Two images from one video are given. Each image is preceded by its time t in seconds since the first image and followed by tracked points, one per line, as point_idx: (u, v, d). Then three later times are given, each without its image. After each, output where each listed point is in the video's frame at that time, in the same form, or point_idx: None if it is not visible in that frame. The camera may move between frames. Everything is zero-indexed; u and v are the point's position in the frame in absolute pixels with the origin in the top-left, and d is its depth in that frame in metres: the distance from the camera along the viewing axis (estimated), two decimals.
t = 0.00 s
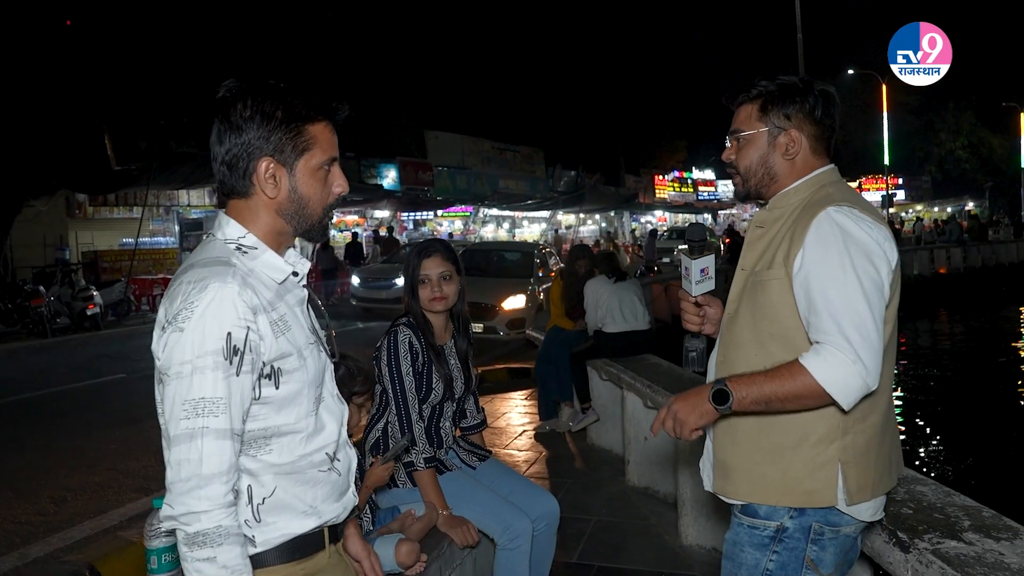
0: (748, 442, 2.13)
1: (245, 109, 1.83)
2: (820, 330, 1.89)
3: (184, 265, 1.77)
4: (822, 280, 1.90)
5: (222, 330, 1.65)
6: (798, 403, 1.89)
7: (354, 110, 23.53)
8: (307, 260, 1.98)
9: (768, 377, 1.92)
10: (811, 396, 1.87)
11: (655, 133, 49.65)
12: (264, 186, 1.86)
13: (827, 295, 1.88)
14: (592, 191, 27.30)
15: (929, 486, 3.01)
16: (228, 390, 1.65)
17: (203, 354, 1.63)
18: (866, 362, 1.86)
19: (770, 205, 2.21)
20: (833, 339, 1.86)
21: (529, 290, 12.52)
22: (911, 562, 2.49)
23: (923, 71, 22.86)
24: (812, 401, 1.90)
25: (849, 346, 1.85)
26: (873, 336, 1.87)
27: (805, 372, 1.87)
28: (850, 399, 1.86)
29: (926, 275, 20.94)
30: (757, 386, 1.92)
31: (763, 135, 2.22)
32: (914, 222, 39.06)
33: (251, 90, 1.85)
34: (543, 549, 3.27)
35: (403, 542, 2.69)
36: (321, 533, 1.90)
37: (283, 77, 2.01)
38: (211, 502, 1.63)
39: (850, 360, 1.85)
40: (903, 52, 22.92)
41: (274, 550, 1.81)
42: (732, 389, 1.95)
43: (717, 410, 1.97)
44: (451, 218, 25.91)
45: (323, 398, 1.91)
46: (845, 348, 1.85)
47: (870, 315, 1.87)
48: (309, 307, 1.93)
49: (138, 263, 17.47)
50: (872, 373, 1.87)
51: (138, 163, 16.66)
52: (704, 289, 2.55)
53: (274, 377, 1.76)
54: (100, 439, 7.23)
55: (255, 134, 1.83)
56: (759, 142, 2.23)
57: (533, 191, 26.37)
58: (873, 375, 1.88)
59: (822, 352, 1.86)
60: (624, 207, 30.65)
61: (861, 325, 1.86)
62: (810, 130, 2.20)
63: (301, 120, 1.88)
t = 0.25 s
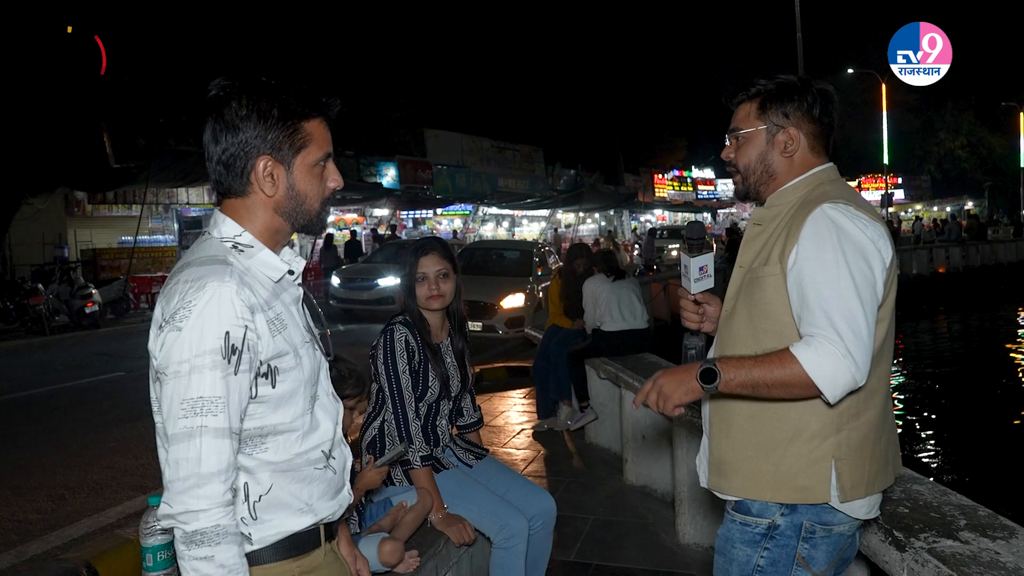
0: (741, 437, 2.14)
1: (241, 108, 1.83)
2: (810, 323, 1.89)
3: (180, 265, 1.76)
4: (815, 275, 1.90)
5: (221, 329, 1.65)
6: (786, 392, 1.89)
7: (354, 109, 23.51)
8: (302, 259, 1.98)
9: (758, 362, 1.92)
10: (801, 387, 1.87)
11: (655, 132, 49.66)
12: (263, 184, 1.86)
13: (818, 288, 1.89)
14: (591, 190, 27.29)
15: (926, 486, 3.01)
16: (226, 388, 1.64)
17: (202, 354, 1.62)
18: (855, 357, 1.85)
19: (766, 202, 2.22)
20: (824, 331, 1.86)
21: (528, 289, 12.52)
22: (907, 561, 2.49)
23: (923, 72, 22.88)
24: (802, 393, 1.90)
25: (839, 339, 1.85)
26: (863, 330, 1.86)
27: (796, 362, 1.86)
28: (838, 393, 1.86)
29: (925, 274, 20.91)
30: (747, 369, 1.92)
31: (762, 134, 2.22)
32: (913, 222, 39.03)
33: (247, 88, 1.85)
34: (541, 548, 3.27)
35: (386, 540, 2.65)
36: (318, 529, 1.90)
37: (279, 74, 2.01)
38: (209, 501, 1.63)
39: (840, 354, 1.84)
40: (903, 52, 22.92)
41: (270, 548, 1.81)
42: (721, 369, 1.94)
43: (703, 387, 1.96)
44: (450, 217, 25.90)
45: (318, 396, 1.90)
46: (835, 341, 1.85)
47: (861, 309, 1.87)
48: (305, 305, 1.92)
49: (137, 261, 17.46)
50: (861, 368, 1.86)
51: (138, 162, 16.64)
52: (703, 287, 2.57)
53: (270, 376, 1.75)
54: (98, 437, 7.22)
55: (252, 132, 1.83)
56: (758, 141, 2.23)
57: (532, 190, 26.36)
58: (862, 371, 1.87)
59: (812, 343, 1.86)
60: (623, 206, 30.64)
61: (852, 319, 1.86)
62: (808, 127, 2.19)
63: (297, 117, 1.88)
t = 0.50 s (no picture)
0: (732, 429, 2.13)
1: (242, 104, 1.82)
2: (796, 312, 1.89)
3: (181, 261, 1.75)
4: (803, 265, 1.89)
5: (221, 326, 1.64)
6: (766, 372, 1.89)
7: (354, 107, 23.53)
8: (302, 255, 1.97)
9: (744, 336, 1.92)
10: (783, 373, 1.87)
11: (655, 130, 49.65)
12: (263, 180, 1.85)
13: (805, 278, 1.88)
14: (591, 188, 27.30)
15: (924, 484, 3.00)
16: (225, 385, 1.63)
17: (202, 351, 1.61)
18: (838, 351, 1.84)
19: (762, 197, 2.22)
20: (808, 319, 1.86)
21: (528, 287, 12.52)
22: (904, 559, 2.48)
23: (923, 72, 22.88)
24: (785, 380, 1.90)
25: (822, 329, 1.84)
26: (847, 323, 1.85)
27: (779, 344, 1.86)
28: (818, 383, 1.85)
29: (925, 273, 20.89)
30: (733, 338, 1.92)
31: (756, 131, 2.21)
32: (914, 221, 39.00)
33: (247, 84, 1.84)
34: (538, 546, 3.26)
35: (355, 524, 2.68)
36: (317, 528, 1.89)
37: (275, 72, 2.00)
38: (205, 498, 1.62)
39: (824, 345, 1.83)
40: (904, 52, 22.90)
41: (270, 546, 1.80)
42: (707, 329, 1.93)
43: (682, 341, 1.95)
44: (450, 215, 25.90)
45: (318, 394, 1.89)
46: (817, 329, 1.85)
47: (846, 302, 1.86)
48: (305, 302, 1.91)
49: (137, 259, 17.47)
50: (843, 363, 1.85)
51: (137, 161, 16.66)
52: (699, 283, 2.51)
53: (270, 373, 1.74)
54: (97, 435, 7.22)
55: (252, 129, 1.82)
56: (752, 138, 2.22)
57: (532, 188, 26.36)
58: (845, 366, 1.86)
59: (797, 328, 1.86)
60: (623, 204, 30.64)
61: (836, 311, 1.85)
62: (802, 124, 2.19)
63: (298, 113, 1.88)
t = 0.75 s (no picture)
0: (723, 429, 2.13)
1: (244, 102, 1.80)
2: (785, 313, 1.88)
3: (182, 260, 1.74)
4: (793, 267, 1.89)
5: (223, 326, 1.63)
6: (752, 377, 1.89)
7: (354, 106, 23.49)
8: (302, 256, 1.97)
9: (729, 344, 1.93)
10: (769, 377, 1.87)
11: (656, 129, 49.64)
12: (265, 180, 1.84)
13: (794, 279, 1.88)
14: (592, 187, 27.25)
15: (925, 483, 2.99)
16: (226, 385, 1.62)
17: (203, 350, 1.61)
18: (824, 353, 1.83)
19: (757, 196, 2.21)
20: (796, 321, 1.85)
21: (528, 286, 12.50)
22: (906, 559, 2.48)
23: (923, 71, 22.86)
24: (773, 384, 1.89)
25: (810, 332, 1.83)
26: (837, 325, 1.84)
27: (764, 347, 1.86)
28: (806, 386, 1.84)
29: (926, 271, 20.77)
30: (717, 348, 1.93)
31: (769, 124, 2.18)
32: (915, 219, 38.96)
33: (251, 83, 1.83)
34: (539, 545, 3.25)
35: (352, 516, 2.62)
36: (317, 527, 1.88)
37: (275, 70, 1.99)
38: (207, 498, 1.61)
39: (811, 346, 1.83)
40: (904, 52, 22.89)
41: (270, 546, 1.79)
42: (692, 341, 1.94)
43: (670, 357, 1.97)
44: (451, 214, 25.89)
45: (318, 393, 1.88)
46: (805, 333, 1.84)
47: (835, 305, 1.85)
48: (305, 303, 1.90)
49: (138, 259, 17.47)
50: (829, 366, 1.84)
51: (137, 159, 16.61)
52: (692, 282, 2.49)
53: (271, 372, 1.73)
54: (97, 435, 7.21)
55: (255, 127, 1.81)
56: (763, 132, 2.19)
57: (533, 187, 26.35)
58: (831, 369, 1.85)
59: (784, 331, 1.85)
60: (624, 203, 30.62)
61: (825, 313, 1.84)
62: (810, 122, 2.20)
63: (301, 113, 1.87)
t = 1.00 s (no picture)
0: (717, 432, 2.10)
1: (242, 102, 1.80)
2: (801, 315, 1.85)
3: (180, 260, 1.73)
4: (806, 268, 1.87)
5: (223, 326, 1.62)
6: (775, 377, 1.81)
7: (356, 105, 23.51)
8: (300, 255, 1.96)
9: (753, 338, 1.82)
10: (791, 380, 1.81)
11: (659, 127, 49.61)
12: (263, 180, 1.83)
13: (811, 280, 1.85)
14: (593, 185, 27.24)
15: (926, 482, 2.98)
16: (227, 386, 1.62)
17: (203, 351, 1.60)
18: (846, 357, 1.82)
19: (751, 194, 2.20)
20: (814, 323, 1.82)
21: (530, 284, 12.50)
22: (907, 558, 2.47)
23: (923, 71, 22.86)
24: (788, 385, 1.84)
25: (831, 335, 1.81)
26: (854, 331, 1.83)
27: (791, 349, 1.79)
28: (827, 390, 1.81)
29: (929, 270, 20.66)
30: (743, 342, 1.82)
31: (772, 120, 2.17)
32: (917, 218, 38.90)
33: (248, 82, 1.81)
34: (539, 544, 3.25)
35: (366, 521, 2.57)
36: (317, 528, 1.88)
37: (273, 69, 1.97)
38: (209, 499, 1.60)
39: (834, 347, 1.81)
40: (903, 52, 22.88)
41: (270, 547, 1.79)
42: (718, 331, 1.82)
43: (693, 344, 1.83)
44: (453, 213, 25.89)
45: (319, 393, 1.87)
46: (827, 336, 1.81)
47: (851, 309, 1.85)
48: (305, 303, 1.90)
49: (140, 258, 17.49)
50: (850, 369, 1.83)
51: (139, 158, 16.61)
52: (679, 284, 2.54)
53: (272, 373, 1.73)
54: (99, 434, 7.21)
55: (253, 127, 1.80)
56: (765, 129, 2.17)
57: (535, 186, 26.35)
58: (849, 372, 1.85)
59: (806, 334, 1.81)
60: (626, 201, 30.62)
61: (844, 316, 1.82)
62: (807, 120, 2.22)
63: (299, 112, 1.86)
